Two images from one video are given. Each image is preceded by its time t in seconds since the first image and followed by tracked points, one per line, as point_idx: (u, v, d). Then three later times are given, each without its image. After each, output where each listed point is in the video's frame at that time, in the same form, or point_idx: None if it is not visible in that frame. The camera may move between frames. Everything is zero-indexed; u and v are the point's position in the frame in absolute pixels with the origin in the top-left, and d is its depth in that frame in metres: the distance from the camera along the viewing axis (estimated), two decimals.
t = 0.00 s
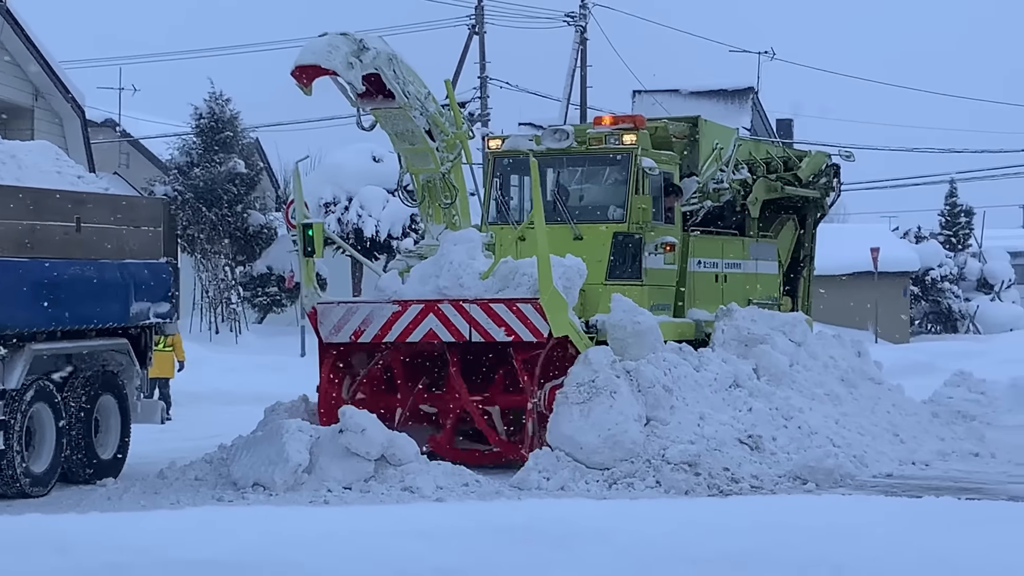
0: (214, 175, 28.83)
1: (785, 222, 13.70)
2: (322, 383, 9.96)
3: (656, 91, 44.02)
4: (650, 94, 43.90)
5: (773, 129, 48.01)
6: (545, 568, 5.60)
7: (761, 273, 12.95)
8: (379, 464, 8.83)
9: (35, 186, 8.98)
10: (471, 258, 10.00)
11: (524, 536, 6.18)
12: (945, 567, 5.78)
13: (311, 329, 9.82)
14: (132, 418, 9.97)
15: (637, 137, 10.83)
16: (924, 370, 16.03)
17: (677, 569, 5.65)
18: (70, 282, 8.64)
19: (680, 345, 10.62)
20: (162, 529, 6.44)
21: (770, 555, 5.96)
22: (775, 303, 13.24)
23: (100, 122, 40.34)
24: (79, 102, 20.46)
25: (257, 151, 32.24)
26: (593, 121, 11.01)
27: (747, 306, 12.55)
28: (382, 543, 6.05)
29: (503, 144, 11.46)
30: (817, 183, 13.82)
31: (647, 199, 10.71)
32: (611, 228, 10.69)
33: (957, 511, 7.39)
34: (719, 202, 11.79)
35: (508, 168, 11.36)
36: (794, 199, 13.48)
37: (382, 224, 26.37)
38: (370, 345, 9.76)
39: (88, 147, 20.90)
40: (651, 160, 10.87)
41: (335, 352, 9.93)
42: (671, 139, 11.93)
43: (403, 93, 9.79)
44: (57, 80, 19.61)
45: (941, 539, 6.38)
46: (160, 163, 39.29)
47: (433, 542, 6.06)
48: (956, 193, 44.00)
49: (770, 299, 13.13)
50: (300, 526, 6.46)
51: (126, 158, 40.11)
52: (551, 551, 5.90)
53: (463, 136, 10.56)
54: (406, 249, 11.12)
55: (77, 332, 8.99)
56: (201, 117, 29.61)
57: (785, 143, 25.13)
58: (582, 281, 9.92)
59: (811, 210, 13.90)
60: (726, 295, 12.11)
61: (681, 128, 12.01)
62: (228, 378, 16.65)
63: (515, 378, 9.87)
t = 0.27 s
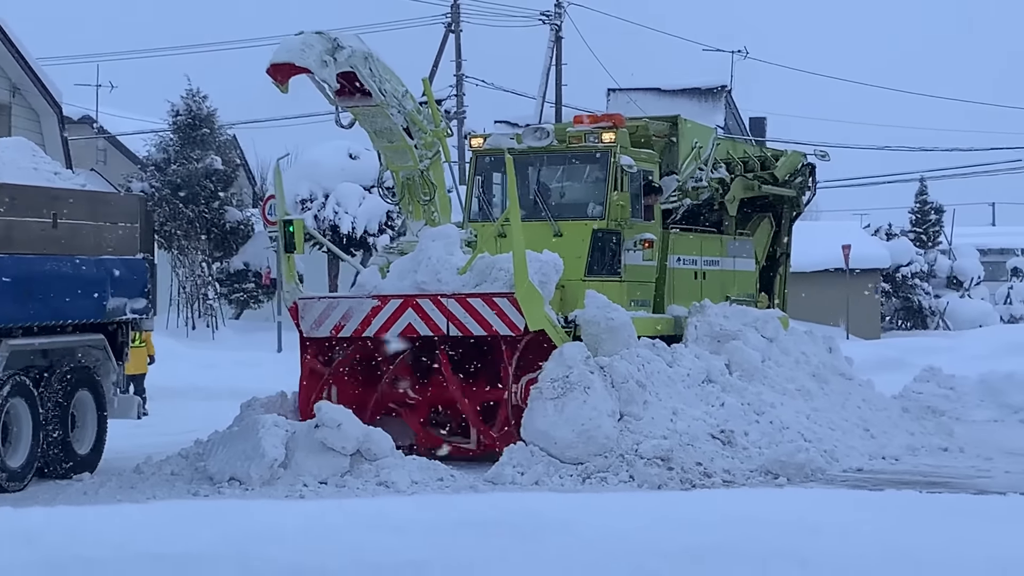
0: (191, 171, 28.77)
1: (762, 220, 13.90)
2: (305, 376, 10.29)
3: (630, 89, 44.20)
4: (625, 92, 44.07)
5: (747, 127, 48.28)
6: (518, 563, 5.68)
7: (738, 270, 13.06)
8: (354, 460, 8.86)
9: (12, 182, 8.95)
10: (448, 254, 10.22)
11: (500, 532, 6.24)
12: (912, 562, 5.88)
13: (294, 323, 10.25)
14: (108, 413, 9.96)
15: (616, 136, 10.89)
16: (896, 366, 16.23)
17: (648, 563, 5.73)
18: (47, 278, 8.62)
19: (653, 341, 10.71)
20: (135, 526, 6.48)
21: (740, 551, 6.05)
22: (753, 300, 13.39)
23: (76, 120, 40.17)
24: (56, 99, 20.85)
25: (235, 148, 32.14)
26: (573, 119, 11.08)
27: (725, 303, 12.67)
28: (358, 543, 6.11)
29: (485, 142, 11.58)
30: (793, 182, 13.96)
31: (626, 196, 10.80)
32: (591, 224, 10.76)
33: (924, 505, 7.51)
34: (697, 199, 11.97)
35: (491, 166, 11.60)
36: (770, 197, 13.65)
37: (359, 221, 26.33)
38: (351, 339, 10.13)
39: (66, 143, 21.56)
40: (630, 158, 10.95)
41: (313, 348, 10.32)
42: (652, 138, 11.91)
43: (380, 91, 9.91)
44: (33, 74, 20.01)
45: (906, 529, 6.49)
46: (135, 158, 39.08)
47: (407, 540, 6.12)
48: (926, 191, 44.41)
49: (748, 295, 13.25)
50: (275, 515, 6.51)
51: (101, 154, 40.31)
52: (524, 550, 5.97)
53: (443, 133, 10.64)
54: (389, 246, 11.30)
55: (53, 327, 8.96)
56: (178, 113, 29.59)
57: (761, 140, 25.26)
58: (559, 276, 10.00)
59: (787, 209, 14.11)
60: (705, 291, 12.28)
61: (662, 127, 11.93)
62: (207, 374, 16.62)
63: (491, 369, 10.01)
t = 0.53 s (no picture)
0: (168, 168, 28.74)
1: (737, 219, 14.06)
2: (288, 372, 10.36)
3: (603, 87, 44.42)
4: (597, 89, 44.28)
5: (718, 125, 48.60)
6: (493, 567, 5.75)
7: (714, 266, 13.13)
8: (329, 454, 8.90)
9: None
10: (429, 252, 10.34)
11: (476, 530, 6.31)
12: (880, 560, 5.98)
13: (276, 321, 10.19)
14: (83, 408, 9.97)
15: (595, 135, 11.00)
16: (866, 362, 16.43)
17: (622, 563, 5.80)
18: (23, 274, 8.59)
19: (624, 337, 10.80)
20: (112, 528, 6.51)
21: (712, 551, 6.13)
22: (729, 297, 13.49)
23: (51, 116, 39.98)
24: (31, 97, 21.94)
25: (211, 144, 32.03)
26: (552, 118, 11.21)
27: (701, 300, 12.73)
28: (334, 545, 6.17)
29: (465, 141, 11.78)
30: (768, 180, 14.20)
31: (604, 194, 10.89)
32: (570, 222, 10.87)
33: (890, 501, 7.64)
34: (674, 198, 12.15)
35: (471, 164, 11.71)
36: (745, 195, 13.80)
37: (334, 218, 26.38)
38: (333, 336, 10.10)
39: (41, 141, 22.46)
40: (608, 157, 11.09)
41: (296, 347, 10.37)
42: (629, 137, 12.23)
43: (357, 92, 10.08)
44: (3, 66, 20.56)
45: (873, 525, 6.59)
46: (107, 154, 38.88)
47: (383, 540, 6.19)
48: (895, 189, 44.81)
49: (723, 293, 13.32)
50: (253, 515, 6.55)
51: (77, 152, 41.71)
52: (499, 550, 6.04)
53: (421, 133, 10.83)
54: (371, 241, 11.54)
55: (29, 323, 8.92)
56: (155, 111, 29.56)
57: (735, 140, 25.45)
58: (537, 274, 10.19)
59: (761, 206, 14.28)
60: (681, 287, 12.35)
61: (640, 126, 12.25)
62: (182, 368, 16.59)
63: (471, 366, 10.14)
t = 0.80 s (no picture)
0: (146, 165, 28.64)
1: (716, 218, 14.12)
2: (277, 367, 10.54)
3: (580, 86, 44.95)
4: (575, 88, 44.54)
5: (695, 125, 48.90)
6: (469, 554, 5.79)
7: (695, 264, 13.37)
8: (306, 450, 8.91)
9: None
10: (418, 250, 10.57)
11: (456, 528, 6.34)
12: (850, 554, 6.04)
13: (267, 317, 10.47)
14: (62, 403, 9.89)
15: (580, 135, 11.25)
16: (843, 359, 16.59)
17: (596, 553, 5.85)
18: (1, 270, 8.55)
19: (600, 333, 10.84)
20: (91, 523, 6.54)
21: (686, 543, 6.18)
22: (709, 295, 13.72)
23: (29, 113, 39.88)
24: None
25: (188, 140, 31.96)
26: (538, 118, 11.44)
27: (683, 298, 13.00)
28: (313, 536, 6.21)
29: (452, 141, 12.03)
30: (747, 179, 14.33)
31: (589, 193, 11.16)
32: (554, 221, 11.16)
33: (863, 496, 7.73)
34: (656, 197, 12.28)
35: (457, 164, 11.93)
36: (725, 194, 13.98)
37: (312, 215, 26.33)
38: (322, 333, 10.41)
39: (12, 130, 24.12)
40: (592, 157, 11.36)
41: (286, 340, 10.56)
42: (612, 137, 12.25)
43: (346, 92, 10.45)
44: None
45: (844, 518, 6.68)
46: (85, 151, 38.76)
47: (360, 533, 6.24)
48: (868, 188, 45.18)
49: (702, 292, 13.51)
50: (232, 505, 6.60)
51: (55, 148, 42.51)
52: (476, 541, 6.08)
53: (409, 134, 11.11)
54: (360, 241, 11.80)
55: (6, 319, 8.87)
56: (134, 108, 29.44)
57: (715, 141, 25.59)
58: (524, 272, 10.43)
59: (741, 205, 14.32)
60: (663, 285, 12.62)
61: (623, 126, 12.27)
62: (162, 365, 16.58)
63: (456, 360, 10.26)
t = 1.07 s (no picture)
0: (130, 163, 28.40)
1: (706, 217, 14.36)
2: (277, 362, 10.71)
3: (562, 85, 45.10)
4: (557, 86, 44.67)
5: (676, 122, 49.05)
6: (452, 569, 5.89)
7: (686, 265, 13.48)
8: (289, 447, 8.92)
9: None
10: (416, 249, 10.87)
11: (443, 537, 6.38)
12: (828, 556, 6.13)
13: (267, 314, 10.63)
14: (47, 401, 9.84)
15: (574, 137, 11.49)
16: (825, 356, 16.74)
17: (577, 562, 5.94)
18: None
19: (582, 330, 10.89)
20: (78, 526, 6.61)
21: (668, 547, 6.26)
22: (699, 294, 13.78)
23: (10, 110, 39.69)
24: None
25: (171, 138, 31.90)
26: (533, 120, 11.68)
27: (673, 297, 13.11)
28: (299, 542, 6.28)
29: (447, 141, 12.21)
30: (736, 180, 14.60)
31: (582, 194, 11.43)
32: (549, 222, 11.43)
33: (845, 492, 7.82)
34: (648, 197, 12.56)
35: (453, 163, 12.13)
36: (715, 195, 14.27)
37: (296, 214, 25.88)
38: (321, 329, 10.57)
39: None
40: (587, 158, 11.56)
41: (285, 336, 10.68)
42: (606, 138, 12.76)
43: (348, 93, 10.91)
44: None
45: (823, 509, 6.78)
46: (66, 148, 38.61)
47: (353, 538, 6.28)
48: (848, 186, 45.47)
49: (692, 291, 13.63)
50: (222, 506, 6.67)
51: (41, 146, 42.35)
52: (460, 550, 6.17)
53: (409, 134, 11.61)
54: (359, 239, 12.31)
55: None
56: (118, 106, 29.24)
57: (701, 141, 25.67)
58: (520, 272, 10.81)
59: (730, 207, 14.64)
60: (653, 284, 12.77)
61: (616, 128, 12.79)
62: (148, 362, 16.56)
63: (454, 360, 10.37)
